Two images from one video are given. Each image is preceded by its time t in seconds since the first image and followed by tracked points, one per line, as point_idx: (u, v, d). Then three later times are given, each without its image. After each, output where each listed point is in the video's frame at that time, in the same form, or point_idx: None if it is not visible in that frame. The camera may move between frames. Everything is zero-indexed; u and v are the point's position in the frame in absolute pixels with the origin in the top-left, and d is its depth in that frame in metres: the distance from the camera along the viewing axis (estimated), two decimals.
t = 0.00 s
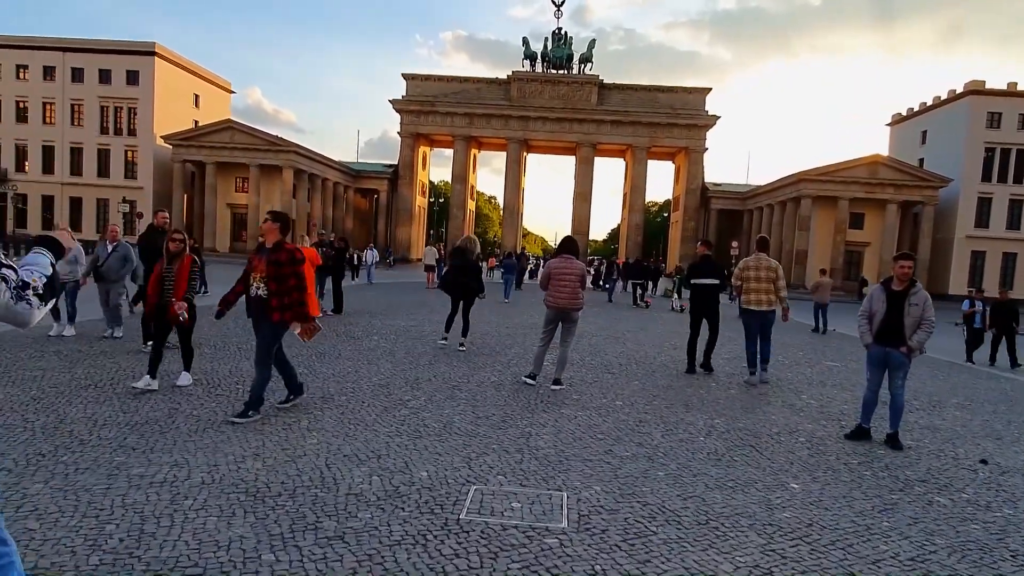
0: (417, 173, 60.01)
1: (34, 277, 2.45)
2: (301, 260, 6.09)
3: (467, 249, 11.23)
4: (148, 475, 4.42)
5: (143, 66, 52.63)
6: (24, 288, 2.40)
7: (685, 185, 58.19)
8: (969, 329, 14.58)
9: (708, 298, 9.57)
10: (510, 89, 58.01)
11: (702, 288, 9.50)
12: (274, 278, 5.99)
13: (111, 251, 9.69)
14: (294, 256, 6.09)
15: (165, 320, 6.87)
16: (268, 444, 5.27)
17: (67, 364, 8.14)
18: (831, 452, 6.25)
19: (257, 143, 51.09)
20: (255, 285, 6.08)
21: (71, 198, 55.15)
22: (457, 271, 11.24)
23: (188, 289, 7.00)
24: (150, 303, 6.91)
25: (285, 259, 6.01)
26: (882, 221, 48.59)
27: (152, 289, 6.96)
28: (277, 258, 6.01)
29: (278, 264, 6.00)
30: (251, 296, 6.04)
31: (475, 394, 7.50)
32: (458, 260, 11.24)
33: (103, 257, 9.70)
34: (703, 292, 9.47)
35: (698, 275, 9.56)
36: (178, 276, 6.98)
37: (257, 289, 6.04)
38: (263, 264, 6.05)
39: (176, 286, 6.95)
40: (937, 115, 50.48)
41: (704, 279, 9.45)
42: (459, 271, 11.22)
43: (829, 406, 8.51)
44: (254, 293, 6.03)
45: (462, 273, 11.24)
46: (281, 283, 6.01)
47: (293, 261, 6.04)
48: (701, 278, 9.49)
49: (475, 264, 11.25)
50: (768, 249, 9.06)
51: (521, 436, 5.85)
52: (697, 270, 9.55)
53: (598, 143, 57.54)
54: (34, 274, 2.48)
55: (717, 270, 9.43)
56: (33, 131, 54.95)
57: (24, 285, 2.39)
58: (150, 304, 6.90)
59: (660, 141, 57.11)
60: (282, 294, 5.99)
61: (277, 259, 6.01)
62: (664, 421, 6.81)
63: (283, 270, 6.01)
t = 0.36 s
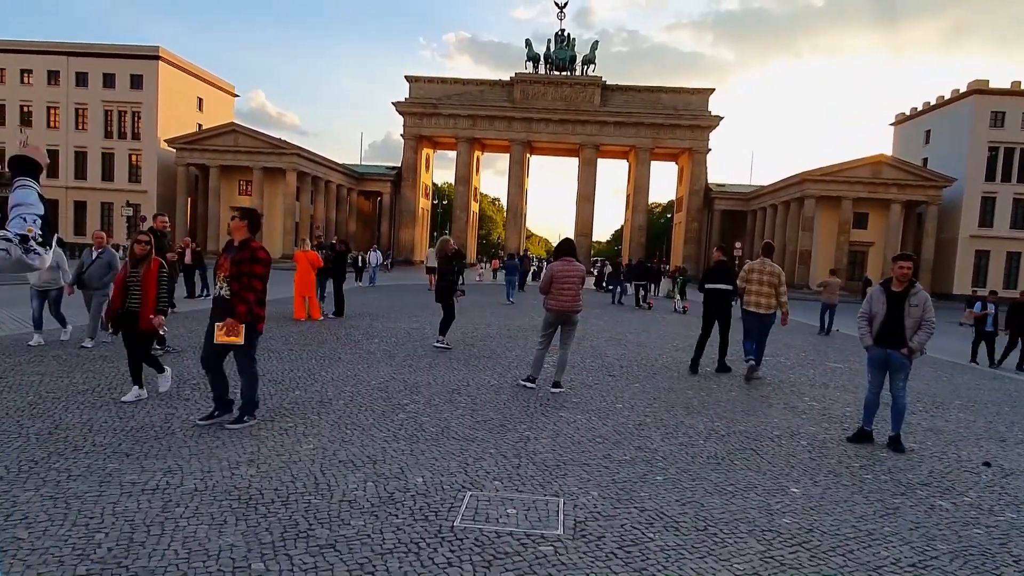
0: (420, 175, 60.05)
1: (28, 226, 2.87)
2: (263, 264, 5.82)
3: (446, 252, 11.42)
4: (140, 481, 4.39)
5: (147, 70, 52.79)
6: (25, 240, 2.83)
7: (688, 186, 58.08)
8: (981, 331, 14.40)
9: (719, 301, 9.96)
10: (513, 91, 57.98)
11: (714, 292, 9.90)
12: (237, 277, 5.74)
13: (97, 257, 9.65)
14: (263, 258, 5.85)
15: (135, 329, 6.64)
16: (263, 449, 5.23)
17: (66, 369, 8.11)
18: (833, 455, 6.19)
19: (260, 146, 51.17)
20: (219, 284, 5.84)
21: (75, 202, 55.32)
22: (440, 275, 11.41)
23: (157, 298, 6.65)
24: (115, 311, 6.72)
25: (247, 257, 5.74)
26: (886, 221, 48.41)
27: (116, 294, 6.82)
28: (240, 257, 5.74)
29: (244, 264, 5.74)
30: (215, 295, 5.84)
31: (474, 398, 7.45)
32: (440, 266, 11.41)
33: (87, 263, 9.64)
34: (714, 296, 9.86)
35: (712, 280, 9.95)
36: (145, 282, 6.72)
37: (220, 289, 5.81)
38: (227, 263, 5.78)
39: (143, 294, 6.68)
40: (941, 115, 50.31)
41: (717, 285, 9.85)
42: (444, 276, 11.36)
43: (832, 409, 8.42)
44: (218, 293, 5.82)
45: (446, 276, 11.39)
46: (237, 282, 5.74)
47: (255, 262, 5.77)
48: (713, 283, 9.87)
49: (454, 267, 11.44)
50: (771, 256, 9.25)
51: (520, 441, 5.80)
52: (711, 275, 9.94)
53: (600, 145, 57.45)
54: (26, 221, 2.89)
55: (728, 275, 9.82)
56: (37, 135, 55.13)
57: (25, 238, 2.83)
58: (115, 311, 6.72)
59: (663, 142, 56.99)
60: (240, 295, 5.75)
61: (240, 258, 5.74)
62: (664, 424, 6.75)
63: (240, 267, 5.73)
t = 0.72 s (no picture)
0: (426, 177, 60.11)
1: (8, 194, 2.75)
2: (221, 262, 5.50)
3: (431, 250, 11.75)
4: (141, 483, 4.39)
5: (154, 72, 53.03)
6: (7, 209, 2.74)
7: (694, 187, 57.90)
8: (1002, 333, 14.02)
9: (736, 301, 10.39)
10: (519, 92, 57.95)
11: (728, 291, 10.34)
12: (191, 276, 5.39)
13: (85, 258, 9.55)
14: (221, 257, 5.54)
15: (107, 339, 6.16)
16: (263, 451, 5.22)
17: (69, 371, 8.14)
18: (838, 458, 6.14)
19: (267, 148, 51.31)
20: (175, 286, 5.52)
21: (84, 204, 55.66)
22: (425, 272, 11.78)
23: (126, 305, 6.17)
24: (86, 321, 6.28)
25: (203, 257, 5.40)
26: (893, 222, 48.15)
27: (86, 301, 6.54)
28: (197, 257, 5.40)
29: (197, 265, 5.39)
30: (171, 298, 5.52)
31: (476, 399, 7.43)
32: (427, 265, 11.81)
33: (75, 264, 9.56)
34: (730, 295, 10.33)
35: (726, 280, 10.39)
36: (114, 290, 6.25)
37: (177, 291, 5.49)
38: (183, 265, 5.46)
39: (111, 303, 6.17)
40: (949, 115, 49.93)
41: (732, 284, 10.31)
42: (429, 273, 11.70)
43: (837, 410, 8.36)
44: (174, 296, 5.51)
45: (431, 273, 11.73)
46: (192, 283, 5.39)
47: (212, 261, 5.43)
48: (728, 283, 10.33)
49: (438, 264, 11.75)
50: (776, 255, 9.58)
51: (522, 443, 5.77)
52: (727, 275, 10.42)
53: (606, 146, 57.34)
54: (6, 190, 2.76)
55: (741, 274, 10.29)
56: (45, 137, 55.46)
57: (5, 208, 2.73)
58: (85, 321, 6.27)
59: (669, 143, 56.81)
60: (194, 296, 5.37)
61: (196, 258, 5.40)
62: (666, 426, 6.71)
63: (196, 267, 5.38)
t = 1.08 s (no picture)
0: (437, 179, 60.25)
1: None
2: (189, 260, 5.24)
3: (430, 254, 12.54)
4: (147, 484, 4.42)
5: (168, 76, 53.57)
6: None
7: (706, 188, 57.68)
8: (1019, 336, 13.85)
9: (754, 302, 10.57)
10: (530, 94, 58.01)
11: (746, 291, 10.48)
12: (159, 277, 5.17)
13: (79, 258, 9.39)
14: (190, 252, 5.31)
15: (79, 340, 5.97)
16: (268, 452, 5.24)
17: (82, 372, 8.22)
18: (848, 460, 6.08)
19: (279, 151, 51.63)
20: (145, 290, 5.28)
21: (99, 207, 56.26)
22: (421, 275, 12.54)
23: (98, 304, 5.89)
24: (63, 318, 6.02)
25: (169, 254, 5.17)
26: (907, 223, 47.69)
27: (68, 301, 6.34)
28: (162, 257, 5.17)
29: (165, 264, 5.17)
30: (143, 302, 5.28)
31: (483, 400, 7.42)
32: (422, 269, 12.58)
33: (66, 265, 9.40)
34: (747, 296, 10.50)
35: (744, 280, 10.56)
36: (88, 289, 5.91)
37: (148, 295, 5.24)
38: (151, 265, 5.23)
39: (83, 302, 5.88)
40: (964, 115, 49.39)
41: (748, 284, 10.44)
42: (425, 277, 12.48)
43: (848, 413, 8.29)
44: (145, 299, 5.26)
45: (427, 276, 12.49)
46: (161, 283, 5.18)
47: (179, 259, 5.20)
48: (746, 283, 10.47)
49: (433, 268, 12.51)
50: (790, 258, 9.50)
51: (528, 444, 5.76)
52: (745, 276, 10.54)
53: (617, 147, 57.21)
54: None
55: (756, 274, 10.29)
56: (61, 141, 56.12)
57: None
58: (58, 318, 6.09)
59: (681, 144, 56.62)
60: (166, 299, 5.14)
61: (161, 258, 5.18)
62: (674, 427, 6.67)
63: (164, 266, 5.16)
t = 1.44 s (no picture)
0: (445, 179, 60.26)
1: None
2: (136, 262, 4.90)
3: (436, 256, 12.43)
4: (146, 484, 4.36)
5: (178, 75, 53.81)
6: None
7: (715, 188, 57.39)
8: None
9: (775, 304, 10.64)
10: (538, 93, 57.91)
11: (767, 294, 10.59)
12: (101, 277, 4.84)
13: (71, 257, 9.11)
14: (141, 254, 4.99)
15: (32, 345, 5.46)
16: (271, 452, 5.18)
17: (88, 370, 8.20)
18: (860, 463, 5.95)
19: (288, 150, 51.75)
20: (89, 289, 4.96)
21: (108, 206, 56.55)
22: (424, 276, 12.46)
23: (54, 307, 5.37)
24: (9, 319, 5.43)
25: (115, 255, 4.83)
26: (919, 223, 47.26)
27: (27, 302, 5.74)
28: (107, 256, 4.84)
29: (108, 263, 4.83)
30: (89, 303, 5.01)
31: (489, 401, 7.32)
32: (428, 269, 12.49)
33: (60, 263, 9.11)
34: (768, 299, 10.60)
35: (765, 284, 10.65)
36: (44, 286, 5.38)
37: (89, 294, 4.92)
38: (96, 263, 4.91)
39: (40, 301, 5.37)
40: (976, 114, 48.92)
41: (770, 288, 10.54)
42: (428, 278, 12.38)
43: (860, 415, 8.16)
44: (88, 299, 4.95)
45: (428, 278, 12.39)
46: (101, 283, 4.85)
47: (125, 261, 4.86)
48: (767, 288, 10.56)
49: (437, 271, 12.38)
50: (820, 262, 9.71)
51: (534, 446, 5.67)
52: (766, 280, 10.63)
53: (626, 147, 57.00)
54: None
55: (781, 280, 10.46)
56: (71, 140, 56.44)
57: None
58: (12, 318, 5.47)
59: (690, 143, 56.34)
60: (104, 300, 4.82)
61: (106, 257, 4.83)
62: (682, 429, 6.57)
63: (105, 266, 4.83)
